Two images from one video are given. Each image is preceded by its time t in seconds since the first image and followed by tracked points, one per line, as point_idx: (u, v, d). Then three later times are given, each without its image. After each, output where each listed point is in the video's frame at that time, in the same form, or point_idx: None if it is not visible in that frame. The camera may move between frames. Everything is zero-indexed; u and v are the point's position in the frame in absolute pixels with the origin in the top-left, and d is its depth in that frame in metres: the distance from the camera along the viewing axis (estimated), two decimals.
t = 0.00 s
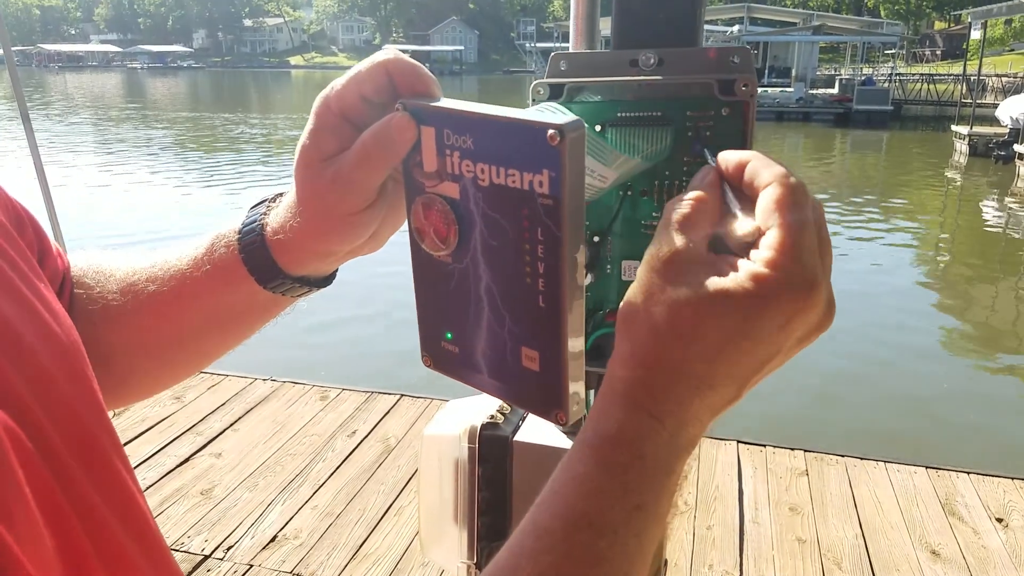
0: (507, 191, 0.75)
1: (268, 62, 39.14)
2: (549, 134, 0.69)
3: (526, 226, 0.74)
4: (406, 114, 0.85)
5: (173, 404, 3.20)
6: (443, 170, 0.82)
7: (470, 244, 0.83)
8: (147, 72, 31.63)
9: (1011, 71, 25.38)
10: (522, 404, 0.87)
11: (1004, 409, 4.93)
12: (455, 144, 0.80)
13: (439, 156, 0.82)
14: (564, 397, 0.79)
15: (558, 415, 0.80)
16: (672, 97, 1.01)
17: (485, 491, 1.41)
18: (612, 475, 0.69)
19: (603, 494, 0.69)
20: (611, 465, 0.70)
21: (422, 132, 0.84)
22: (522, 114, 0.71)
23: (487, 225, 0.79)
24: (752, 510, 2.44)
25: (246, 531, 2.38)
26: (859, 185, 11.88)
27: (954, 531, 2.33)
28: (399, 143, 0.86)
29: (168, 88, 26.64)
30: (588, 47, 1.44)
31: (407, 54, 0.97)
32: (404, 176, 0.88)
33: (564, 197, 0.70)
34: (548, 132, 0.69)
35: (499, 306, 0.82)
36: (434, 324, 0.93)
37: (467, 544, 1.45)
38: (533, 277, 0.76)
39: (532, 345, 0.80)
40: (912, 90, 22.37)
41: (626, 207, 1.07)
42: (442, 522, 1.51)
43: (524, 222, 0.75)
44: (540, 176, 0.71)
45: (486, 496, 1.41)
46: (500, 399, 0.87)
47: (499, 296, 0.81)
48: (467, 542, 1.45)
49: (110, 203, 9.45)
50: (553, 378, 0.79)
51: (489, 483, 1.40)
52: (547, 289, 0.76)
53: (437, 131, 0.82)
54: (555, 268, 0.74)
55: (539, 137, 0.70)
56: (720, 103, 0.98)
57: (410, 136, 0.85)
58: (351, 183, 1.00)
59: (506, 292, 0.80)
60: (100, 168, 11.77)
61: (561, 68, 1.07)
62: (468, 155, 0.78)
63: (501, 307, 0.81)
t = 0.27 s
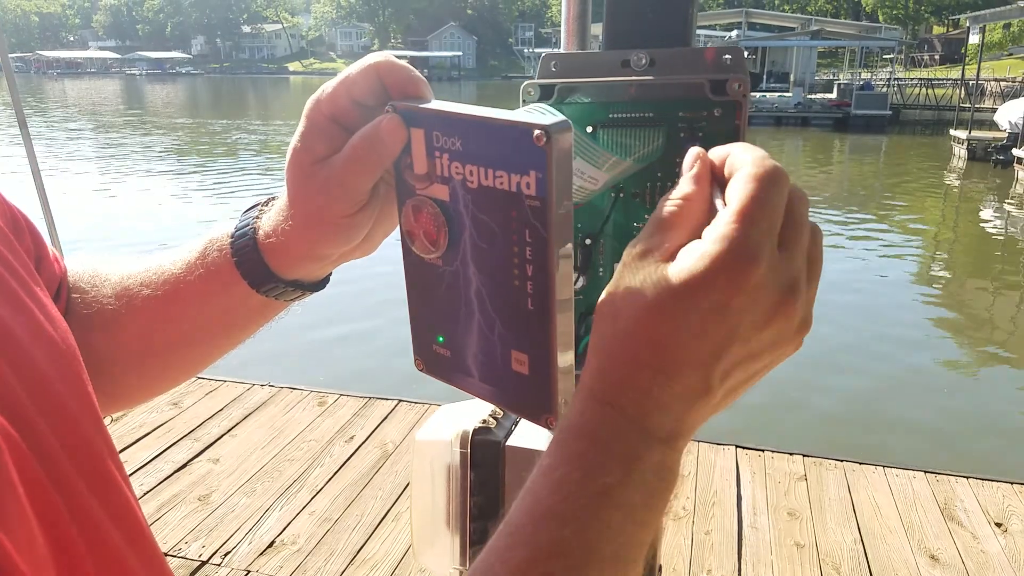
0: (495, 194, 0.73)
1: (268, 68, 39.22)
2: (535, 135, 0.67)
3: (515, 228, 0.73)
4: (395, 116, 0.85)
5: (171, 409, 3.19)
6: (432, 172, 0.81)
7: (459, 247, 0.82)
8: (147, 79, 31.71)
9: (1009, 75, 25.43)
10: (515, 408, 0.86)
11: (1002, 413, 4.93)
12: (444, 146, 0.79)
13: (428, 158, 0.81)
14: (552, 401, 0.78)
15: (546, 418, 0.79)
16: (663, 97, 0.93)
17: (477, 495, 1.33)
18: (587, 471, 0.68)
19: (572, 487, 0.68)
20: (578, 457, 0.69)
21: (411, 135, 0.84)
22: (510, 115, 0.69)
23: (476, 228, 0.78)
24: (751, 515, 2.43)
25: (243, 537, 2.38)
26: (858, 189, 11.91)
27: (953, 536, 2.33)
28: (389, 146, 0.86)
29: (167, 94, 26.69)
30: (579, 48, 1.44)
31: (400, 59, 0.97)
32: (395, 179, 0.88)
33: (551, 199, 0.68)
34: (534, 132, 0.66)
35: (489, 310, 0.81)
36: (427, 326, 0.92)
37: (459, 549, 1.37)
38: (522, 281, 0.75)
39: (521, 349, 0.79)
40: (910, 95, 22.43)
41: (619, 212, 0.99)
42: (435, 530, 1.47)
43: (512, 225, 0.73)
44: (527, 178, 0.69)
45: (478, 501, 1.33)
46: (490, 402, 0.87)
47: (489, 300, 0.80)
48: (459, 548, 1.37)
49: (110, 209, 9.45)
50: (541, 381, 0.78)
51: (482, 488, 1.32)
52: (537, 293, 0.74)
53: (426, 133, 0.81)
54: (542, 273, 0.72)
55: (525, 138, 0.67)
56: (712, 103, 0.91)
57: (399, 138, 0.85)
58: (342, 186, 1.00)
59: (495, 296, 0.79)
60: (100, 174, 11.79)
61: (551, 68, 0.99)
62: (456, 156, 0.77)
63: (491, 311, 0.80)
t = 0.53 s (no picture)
0: (485, 199, 0.72)
1: (269, 67, 39.24)
2: (524, 140, 0.66)
3: (504, 234, 0.71)
4: (386, 119, 0.84)
5: (168, 408, 3.19)
6: (423, 177, 0.80)
7: (449, 253, 0.80)
8: (148, 77, 31.72)
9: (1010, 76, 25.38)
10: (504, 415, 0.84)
11: (1001, 415, 4.93)
12: (435, 150, 0.77)
13: (419, 161, 0.80)
14: (541, 408, 0.77)
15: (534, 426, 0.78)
16: (659, 95, 0.91)
17: (466, 500, 1.25)
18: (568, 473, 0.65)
19: (552, 494, 0.65)
20: (557, 463, 0.66)
21: (402, 137, 0.83)
22: (499, 120, 0.68)
23: (465, 232, 0.76)
24: (749, 517, 2.43)
25: (239, 536, 2.37)
26: (859, 190, 11.90)
27: (951, 539, 2.32)
28: (380, 147, 0.85)
29: (168, 93, 26.70)
30: (571, 43, 1.43)
31: (393, 63, 0.96)
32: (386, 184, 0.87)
33: (540, 205, 0.67)
34: (523, 138, 0.65)
35: (479, 316, 0.79)
36: (418, 332, 0.91)
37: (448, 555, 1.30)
38: (511, 287, 0.74)
39: (510, 355, 0.77)
40: (911, 96, 22.43)
41: (610, 210, 0.96)
42: (424, 532, 1.39)
43: (501, 231, 0.72)
44: (516, 184, 0.68)
45: (466, 506, 1.26)
46: (480, 410, 0.85)
47: (479, 305, 0.79)
48: (447, 554, 1.30)
49: (110, 207, 9.45)
50: (530, 388, 0.77)
51: (471, 492, 1.25)
52: (526, 299, 0.73)
53: (418, 136, 0.80)
54: (530, 279, 0.71)
55: (514, 143, 0.66)
56: (707, 101, 0.88)
57: (391, 140, 0.84)
58: (331, 190, 0.99)
59: (485, 301, 0.77)
60: (100, 173, 11.78)
61: (543, 64, 0.96)
62: (447, 161, 0.76)
63: (481, 317, 0.79)
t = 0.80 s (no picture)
0: (460, 232, 0.64)
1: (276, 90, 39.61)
2: (499, 172, 0.58)
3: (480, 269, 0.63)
4: (363, 150, 0.76)
5: (167, 433, 3.15)
6: (399, 207, 0.72)
7: (425, 285, 0.72)
8: (156, 100, 32.02)
9: (1011, 98, 25.50)
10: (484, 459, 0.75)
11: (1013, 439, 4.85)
12: (410, 180, 0.69)
13: (394, 190, 0.72)
14: (518, 456, 0.68)
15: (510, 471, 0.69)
16: (637, 125, 0.84)
17: (447, 543, 1.20)
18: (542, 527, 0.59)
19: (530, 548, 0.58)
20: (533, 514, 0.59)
21: (379, 167, 0.75)
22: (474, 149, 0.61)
23: (441, 264, 0.68)
24: (757, 548, 2.37)
25: (235, 565, 2.32)
26: (863, 211, 11.89)
27: (966, 571, 2.26)
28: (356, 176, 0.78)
29: (176, 116, 26.93)
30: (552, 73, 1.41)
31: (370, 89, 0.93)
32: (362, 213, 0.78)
33: (516, 240, 0.59)
34: (496, 170, 0.58)
35: (456, 354, 0.71)
36: (395, 367, 0.82)
37: None
38: (487, 323, 0.65)
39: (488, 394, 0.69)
40: (915, 117, 22.49)
41: (592, 242, 0.90)
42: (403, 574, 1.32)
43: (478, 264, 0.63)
44: (491, 217, 0.60)
45: (447, 548, 1.20)
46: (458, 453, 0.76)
47: (454, 343, 0.70)
48: None
49: (115, 229, 9.47)
50: (508, 433, 0.68)
51: (452, 536, 1.20)
52: (502, 335, 0.64)
53: (393, 166, 0.72)
54: (508, 317, 0.63)
55: (489, 174, 0.59)
56: (686, 132, 0.81)
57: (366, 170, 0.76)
58: (310, 219, 0.96)
59: (461, 338, 0.69)
60: (106, 195, 11.83)
61: (523, 94, 0.92)
62: (422, 190, 0.68)
63: (458, 354, 0.70)
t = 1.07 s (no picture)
0: (457, 277, 0.58)
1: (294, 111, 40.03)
2: (495, 216, 0.53)
3: (477, 317, 0.58)
4: (358, 190, 0.73)
5: (183, 454, 3.17)
6: (395, 249, 0.66)
7: (423, 331, 0.67)
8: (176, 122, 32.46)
9: None
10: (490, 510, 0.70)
11: None
12: (406, 223, 0.64)
13: (390, 232, 0.66)
14: (523, 512, 0.63)
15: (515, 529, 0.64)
16: (640, 160, 0.82)
17: None
18: None
19: None
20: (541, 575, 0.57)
21: (375, 210, 0.70)
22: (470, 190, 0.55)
23: (438, 310, 0.63)
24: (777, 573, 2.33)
25: None
26: (883, 227, 11.77)
27: None
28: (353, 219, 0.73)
29: (196, 138, 27.27)
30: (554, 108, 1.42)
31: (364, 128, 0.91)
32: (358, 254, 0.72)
33: (515, 285, 0.53)
34: (492, 212, 0.52)
35: (456, 404, 0.65)
36: (397, 412, 0.77)
37: None
38: (487, 374, 0.59)
39: (489, 447, 0.63)
40: (934, 131, 22.30)
41: (597, 283, 0.87)
42: None
43: (476, 310, 0.58)
44: (488, 261, 0.54)
45: None
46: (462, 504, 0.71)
47: (455, 391, 0.65)
48: None
49: (135, 250, 9.57)
50: (511, 489, 0.63)
51: None
52: (503, 387, 0.58)
53: (390, 209, 0.67)
54: (508, 369, 0.57)
55: (483, 217, 0.53)
56: (695, 169, 0.80)
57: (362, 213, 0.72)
58: (302, 264, 0.94)
59: (461, 387, 0.63)
60: (127, 216, 11.98)
61: (524, 130, 0.93)
62: (417, 232, 0.62)
63: (458, 404, 0.65)
